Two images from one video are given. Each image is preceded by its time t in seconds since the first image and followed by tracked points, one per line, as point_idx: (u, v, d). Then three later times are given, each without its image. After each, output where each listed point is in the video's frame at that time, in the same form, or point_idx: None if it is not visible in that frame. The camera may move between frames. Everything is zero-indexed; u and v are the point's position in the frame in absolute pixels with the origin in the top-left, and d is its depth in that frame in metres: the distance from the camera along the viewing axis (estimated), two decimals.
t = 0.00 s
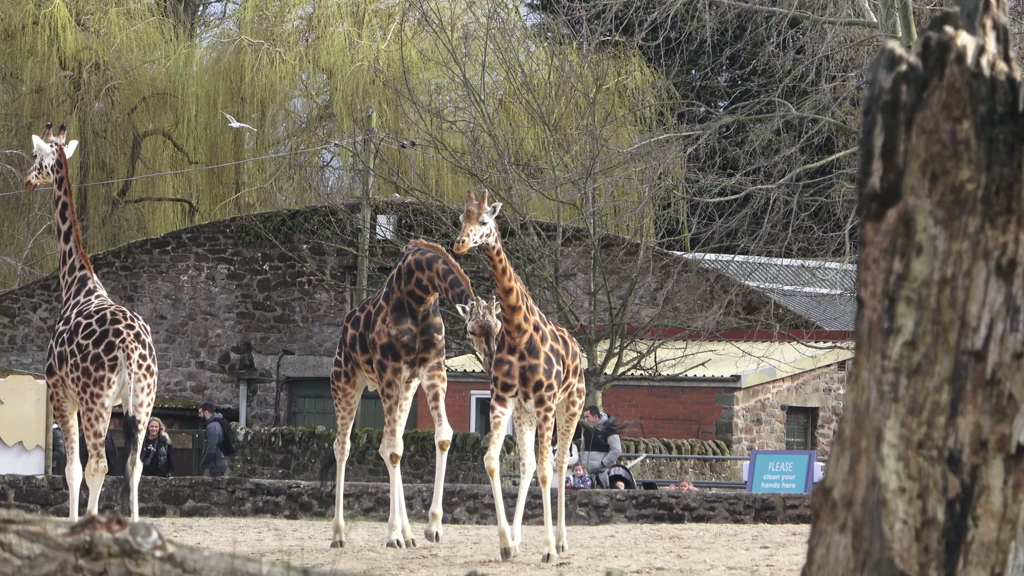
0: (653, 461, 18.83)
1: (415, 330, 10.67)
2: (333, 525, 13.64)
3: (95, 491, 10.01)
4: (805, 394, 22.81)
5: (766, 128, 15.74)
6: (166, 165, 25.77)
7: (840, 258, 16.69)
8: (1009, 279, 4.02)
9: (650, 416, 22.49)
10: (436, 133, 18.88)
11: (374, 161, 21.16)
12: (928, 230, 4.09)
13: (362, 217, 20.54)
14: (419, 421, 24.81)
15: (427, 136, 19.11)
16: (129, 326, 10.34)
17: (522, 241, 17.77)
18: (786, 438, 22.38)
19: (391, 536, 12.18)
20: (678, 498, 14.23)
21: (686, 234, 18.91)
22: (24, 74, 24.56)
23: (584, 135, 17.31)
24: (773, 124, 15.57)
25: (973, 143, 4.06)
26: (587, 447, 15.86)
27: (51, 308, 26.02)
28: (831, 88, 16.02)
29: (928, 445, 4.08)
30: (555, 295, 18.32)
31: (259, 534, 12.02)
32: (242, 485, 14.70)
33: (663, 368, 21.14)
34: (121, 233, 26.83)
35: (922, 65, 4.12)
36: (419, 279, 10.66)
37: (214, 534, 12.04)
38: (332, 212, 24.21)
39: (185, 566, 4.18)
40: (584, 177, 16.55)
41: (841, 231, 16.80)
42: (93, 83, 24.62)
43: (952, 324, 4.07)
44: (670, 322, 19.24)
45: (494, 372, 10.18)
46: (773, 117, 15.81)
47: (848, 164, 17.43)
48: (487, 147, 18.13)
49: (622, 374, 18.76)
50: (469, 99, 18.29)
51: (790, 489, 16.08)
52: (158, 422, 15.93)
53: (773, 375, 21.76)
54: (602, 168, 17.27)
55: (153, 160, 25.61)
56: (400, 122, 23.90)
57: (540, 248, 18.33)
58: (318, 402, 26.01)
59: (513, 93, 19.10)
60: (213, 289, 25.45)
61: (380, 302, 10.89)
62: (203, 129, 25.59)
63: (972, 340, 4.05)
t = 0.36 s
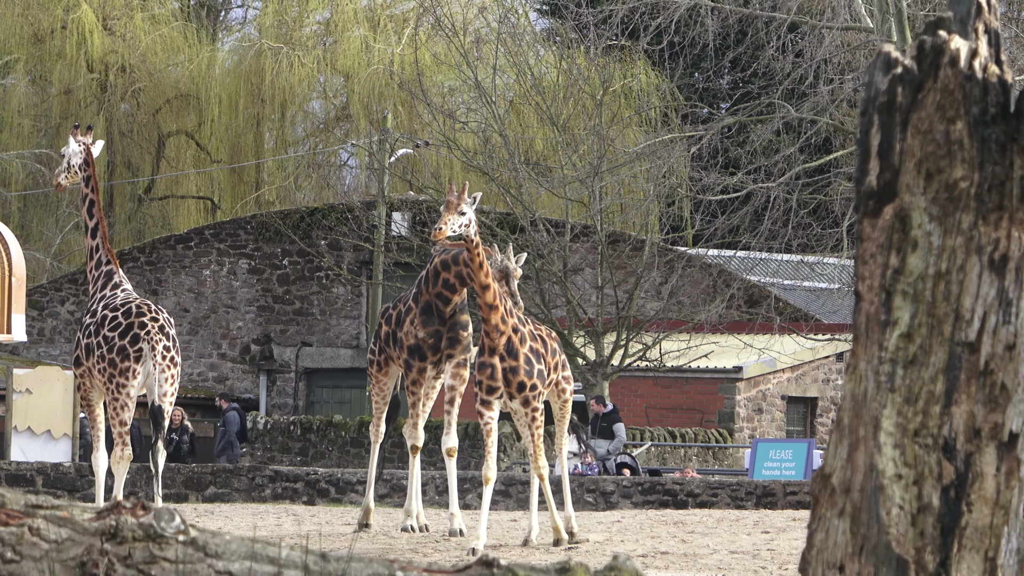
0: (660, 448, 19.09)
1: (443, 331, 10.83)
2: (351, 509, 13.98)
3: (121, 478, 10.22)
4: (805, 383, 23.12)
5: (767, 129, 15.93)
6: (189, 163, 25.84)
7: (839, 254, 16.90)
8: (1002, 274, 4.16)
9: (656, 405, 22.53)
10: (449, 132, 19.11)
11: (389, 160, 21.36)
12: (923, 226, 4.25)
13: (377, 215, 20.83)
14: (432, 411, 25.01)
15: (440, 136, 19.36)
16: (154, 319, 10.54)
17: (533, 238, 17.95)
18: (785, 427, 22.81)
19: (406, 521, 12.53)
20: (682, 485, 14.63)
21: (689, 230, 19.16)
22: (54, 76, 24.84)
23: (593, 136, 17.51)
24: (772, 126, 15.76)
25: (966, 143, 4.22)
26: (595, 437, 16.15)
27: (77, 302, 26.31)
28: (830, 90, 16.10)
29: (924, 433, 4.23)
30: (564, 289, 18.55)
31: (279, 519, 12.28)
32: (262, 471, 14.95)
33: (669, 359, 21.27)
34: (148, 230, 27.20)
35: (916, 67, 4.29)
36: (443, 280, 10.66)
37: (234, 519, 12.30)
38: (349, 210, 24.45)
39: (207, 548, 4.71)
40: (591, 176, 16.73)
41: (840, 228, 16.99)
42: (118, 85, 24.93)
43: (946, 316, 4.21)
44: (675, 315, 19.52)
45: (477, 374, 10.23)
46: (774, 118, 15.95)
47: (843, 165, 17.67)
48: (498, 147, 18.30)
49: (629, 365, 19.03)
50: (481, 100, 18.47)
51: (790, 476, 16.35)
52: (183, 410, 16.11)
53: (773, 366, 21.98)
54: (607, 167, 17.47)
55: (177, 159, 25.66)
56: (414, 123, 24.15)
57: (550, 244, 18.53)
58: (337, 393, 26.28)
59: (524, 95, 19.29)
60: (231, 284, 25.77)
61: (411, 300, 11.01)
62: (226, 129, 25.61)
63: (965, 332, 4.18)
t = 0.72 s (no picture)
0: (677, 434, 19.12)
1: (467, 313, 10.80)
2: (369, 496, 14.05)
3: (139, 465, 10.23)
4: (822, 368, 23.15)
5: (783, 113, 15.88)
6: (205, 150, 25.88)
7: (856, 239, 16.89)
8: (1019, 258, 4.08)
9: (673, 391, 22.54)
10: (465, 118, 19.14)
11: (405, 147, 21.40)
12: (940, 211, 4.19)
13: (395, 201, 20.87)
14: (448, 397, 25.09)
15: (456, 122, 19.43)
16: (171, 306, 10.57)
17: (549, 223, 17.98)
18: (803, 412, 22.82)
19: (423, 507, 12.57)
20: (700, 470, 14.77)
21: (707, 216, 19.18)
22: (69, 63, 24.81)
23: (609, 121, 17.51)
24: (790, 110, 15.67)
25: (983, 127, 4.15)
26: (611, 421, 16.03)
27: (94, 289, 26.41)
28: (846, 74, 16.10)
29: (942, 417, 4.17)
30: (581, 275, 18.57)
31: (296, 506, 12.35)
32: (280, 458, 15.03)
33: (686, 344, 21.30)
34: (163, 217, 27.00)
35: (933, 51, 4.25)
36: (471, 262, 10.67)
37: (252, 506, 12.39)
38: (365, 196, 24.47)
39: (225, 537, 4.31)
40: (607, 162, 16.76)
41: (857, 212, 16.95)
42: (135, 72, 24.99)
43: (963, 301, 4.14)
44: (692, 300, 19.52)
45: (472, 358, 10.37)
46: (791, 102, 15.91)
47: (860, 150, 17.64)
48: (515, 132, 18.34)
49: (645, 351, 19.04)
50: (497, 86, 18.50)
51: (809, 461, 16.40)
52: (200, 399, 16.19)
53: (791, 351, 21.95)
54: (623, 153, 17.49)
55: (193, 145, 25.76)
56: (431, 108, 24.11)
57: (567, 230, 18.55)
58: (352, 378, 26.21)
59: (539, 80, 19.29)
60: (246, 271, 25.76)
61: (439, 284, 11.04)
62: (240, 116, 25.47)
63: (983, 317, 4.12)
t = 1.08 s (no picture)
0: (705, 417, 19.11)
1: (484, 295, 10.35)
2: (398, 480, 14.10)
3: (167, 448, 10.30)
4: (851, 350, 23.08)
5: (811, 96, 15.79)
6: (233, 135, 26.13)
7: (885, 221, 16.82)
8: None
9: (701, 373, 22.54)
10: (493, 101, 19.21)
11: (435, 131, 21.52)
12: (968, 193, 3.91)
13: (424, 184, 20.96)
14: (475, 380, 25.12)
15: (485, 106, 19.52)
16: (200, 290, 10.64)
17: (577, 205, 18.00)
18: (831, 394, 22.77)
19: (452, 491, 12.61)
20: (728, 453, 14.84)
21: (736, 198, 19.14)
22: (97, 47, 25.03)
23: (637, 104, 17.51)
24: (818, 93, 15.59)
25: (1012, 109, 3.89)
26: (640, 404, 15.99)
27: (123, 274, 26.54)
28: (874, 57, 16.00)
29: (970, 400, 3.90)
30: (609, 258, 18.60)
31: (325, 489, 12.40)
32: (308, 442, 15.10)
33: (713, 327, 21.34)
34: (192, 201, 27.21)
35: (962, 33, 3.96)
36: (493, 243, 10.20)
37: (281, 490, 12.43)
38: (393, 179, 24.55)
39: (255, 520, 4.29)
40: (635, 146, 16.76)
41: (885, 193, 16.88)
42: (163, 56, 25.27)
43: (992, 283, 3.87)
44: (720, 283, 19.52)
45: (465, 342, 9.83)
46: (818, 85, 15.80)
47: (888, 131, 17.55)
48: (542, 116, 18.40)
49: (674, 333, 19.03)
50: (525, 70, 18.54)
51: (837, 444, 16.41)
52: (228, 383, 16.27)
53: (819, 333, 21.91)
54: (651, 135, 17.52)
55: (221, 129, 26.04)
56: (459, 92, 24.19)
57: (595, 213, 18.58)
58: (381, 361, 26.30)
59: (568, 64, 19.32)
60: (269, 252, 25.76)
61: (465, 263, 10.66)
62: (268, 100, 25.67)
63: (1012, 299, 3.84)
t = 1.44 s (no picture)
0: (733, 402, 19.09)
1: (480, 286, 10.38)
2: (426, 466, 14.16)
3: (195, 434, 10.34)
4: (879, 336, 23.00)
5: (839, 81, 15.73)
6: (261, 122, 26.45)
7: (913, 205, 16.75)
8: None
9: (730, 359, 22.50)
10: (521, 88, 19.27)
11: (463, 117, 21.60)
12: (997, 177, 3.75)
13: (451, 170, 21.06)
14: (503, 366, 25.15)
15: (514, 91, 19.59)
16: (229, 276, 10.69)
17: (606, 191, 18.01)
18: (860, 379, 22.69)
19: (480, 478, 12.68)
20: (758, 439, 14.82)
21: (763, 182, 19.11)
22: (126, 35, 25.34)
23: (665, 89, 17.51)
24: (845, 78, 15.53)
25: None
26: (669, 390, 15.97)
27: (151, 261, 26.66)
28: (902, 41, 15.93)
29: (1000, 384, 3.72)
30: (637, 243, 18.61)
31: (354, 476, 12.47)
32: (337, 428, 15.19)
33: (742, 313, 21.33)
34: (220, 187, 27.32)
35: (992, 19, 3.78)
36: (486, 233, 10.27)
37: (310, 477, 12.51)
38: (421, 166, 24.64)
39: (284, 507, 4.29)
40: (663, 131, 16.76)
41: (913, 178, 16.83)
42: (191, 44, 25.25)
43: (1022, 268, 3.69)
44: (749, 268, 19.52)
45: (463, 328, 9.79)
46: (846, 70, 15.74)
47: (916, 116, 17.48)
48: (571, 102, 18.44)
49: (702, 319, 19.01)
50: (553, 56, 18.58)
51: (867, 429, 16.29)
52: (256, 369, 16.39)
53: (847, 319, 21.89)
54: (680, 121, 17.53)
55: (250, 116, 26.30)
56: (486, 78, 24.26)
57: (623, 198, 18.59)
58: (409, 348, 26.28)
59: (596, 49, 19.31)
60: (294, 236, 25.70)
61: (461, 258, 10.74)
62: (298, 86, 25.83)
63: None
